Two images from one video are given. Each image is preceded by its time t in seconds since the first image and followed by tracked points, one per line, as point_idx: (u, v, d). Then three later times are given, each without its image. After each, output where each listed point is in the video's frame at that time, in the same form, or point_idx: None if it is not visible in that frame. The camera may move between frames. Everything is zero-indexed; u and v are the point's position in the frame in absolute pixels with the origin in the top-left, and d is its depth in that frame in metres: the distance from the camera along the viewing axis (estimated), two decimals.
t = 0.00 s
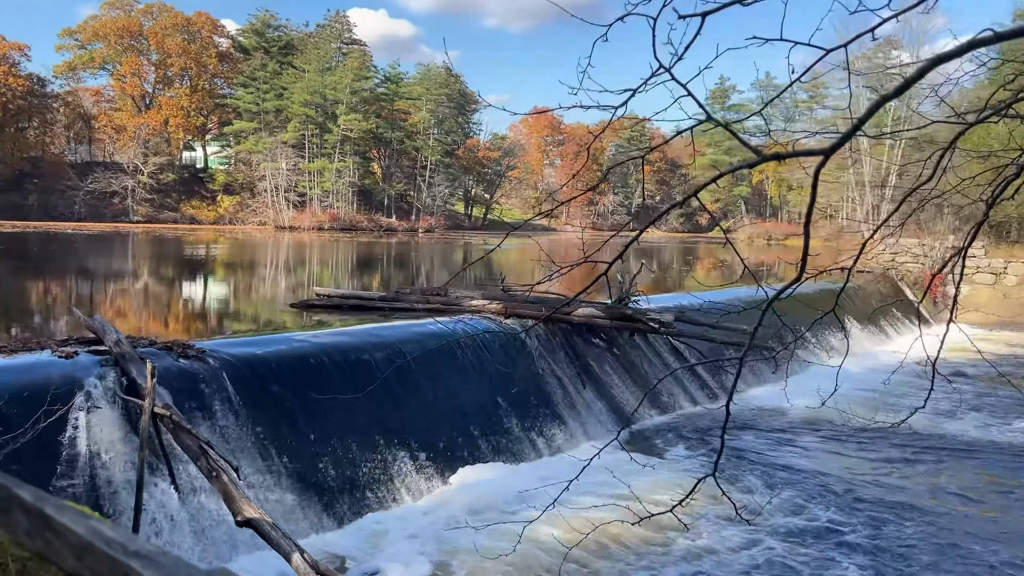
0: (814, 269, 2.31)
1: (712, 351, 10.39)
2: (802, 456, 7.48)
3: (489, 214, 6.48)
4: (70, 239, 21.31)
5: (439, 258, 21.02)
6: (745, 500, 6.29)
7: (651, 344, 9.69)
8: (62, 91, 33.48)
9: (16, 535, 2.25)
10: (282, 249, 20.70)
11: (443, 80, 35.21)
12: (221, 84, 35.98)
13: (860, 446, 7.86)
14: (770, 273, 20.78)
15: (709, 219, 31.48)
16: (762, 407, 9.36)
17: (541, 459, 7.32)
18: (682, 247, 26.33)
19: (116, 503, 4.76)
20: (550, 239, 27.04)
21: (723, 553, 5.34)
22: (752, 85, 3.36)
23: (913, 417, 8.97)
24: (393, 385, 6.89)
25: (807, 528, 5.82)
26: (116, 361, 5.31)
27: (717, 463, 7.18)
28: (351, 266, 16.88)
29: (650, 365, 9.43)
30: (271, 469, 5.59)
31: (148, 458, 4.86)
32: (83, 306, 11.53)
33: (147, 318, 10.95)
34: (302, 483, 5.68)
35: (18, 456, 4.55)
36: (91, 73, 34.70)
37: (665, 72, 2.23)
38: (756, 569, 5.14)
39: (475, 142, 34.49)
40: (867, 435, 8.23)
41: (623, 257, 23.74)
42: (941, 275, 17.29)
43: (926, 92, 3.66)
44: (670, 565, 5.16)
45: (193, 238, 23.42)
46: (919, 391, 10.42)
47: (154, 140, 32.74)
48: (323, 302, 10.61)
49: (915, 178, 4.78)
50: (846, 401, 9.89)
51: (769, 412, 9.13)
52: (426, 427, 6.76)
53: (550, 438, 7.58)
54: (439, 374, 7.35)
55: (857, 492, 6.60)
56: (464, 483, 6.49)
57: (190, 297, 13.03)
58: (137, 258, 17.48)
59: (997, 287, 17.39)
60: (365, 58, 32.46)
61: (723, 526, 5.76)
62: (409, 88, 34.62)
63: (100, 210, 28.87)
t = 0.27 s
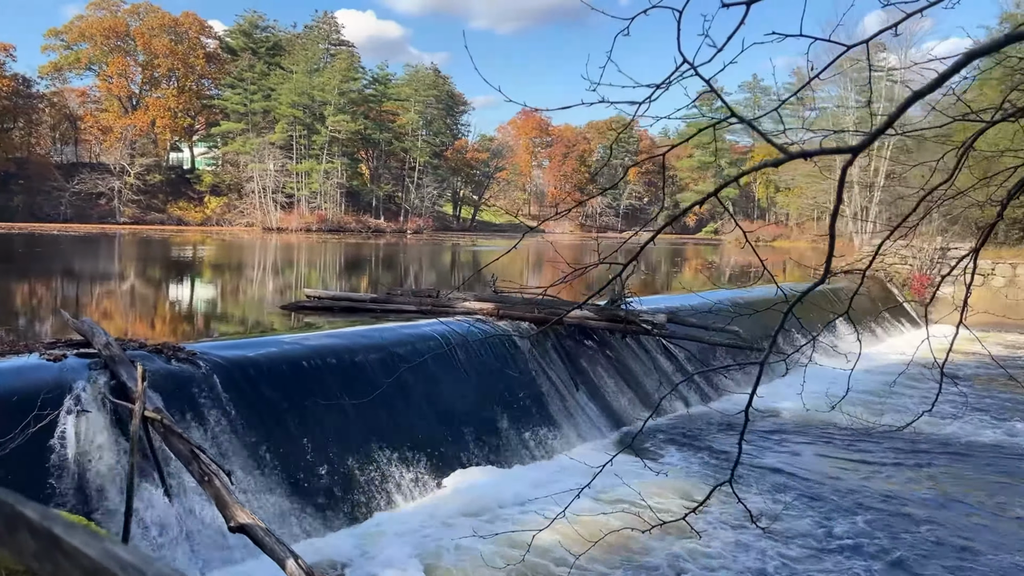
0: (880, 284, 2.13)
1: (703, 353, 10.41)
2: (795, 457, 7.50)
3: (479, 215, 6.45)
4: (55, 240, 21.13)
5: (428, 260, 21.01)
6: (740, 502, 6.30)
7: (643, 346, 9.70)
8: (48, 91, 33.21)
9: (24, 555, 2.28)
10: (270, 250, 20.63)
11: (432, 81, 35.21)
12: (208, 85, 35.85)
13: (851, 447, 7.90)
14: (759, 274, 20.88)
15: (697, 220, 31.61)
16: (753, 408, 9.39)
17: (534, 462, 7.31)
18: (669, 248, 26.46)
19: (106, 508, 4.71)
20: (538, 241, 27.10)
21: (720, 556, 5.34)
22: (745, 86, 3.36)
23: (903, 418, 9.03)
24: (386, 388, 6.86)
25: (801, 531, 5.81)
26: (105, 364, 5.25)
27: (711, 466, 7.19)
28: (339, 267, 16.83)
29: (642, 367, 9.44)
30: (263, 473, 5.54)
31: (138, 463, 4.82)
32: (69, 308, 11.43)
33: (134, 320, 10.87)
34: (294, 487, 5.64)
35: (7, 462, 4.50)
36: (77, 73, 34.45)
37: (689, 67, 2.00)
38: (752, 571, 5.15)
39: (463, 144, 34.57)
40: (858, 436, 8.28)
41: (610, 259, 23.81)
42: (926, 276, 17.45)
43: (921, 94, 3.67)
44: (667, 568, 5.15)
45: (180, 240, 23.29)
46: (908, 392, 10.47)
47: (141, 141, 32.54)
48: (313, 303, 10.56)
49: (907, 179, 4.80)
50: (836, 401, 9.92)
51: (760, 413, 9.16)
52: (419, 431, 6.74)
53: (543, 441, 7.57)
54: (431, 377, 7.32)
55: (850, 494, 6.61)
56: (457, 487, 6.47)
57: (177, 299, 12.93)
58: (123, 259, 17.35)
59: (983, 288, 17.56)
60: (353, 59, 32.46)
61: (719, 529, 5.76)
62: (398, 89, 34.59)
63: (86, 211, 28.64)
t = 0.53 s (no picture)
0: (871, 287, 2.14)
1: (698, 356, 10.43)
2: (791, 461, 7.51)
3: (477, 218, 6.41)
4: (44, 241, 21.01)
5: (418, 261, 21.02)
6: (738, 508, 6.30)
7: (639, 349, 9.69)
8: (37, 92, 33.05)
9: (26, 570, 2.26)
10: (261, 252, 20.60)
11: (423, 83, 35.22)
12: (198, 86, 35.78)
13: (847, 451, 7.91)
14: (751, 276, 20.97)
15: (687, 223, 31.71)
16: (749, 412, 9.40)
17: (529, 467, 7.29)
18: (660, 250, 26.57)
19: (99, 517, 4.66)
20: (529, 244, 27.17)
21: (719, 562, 5.33)
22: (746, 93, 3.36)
23: (897, 421, 9.06)
24: (381, 393, 6.83)
25: (801, 535, 5.80)
26: (97, 371, 5.20)
27: (707, 470, 7.19)
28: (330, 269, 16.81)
29: (637, 371, 9.44)
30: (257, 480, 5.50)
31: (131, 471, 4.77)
32: (58, 310, 11.36)
33: (124, 322, 10.81)
34: (288, 494, 5.60)
35: None
36: (66, 74, 34.30)
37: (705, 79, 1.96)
38: None
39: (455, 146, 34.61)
40: (854, 440, 8.30)
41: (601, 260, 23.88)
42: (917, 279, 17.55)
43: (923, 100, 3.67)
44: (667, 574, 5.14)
45: (171, 241, 23.22)
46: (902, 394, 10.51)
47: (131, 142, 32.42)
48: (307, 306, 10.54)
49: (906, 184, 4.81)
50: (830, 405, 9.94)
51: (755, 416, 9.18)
52: (414, 436, 6.71)
53: (539, 446, 7.56)
54: (427, 381, 7.29)
55: (849, 498, 6.62)
56: (453, 494, 6.45)
57: (167, 301, 12.88)
58: (113, 261, 17.28)
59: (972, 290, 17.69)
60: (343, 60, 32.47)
61: (717, 534, 5.76)
62: (389, 91, 34.58)
63: (75, 213, 28.47)
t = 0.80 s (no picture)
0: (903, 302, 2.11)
1: (694, 359, 10.43)
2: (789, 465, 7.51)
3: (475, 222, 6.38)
4: (34, 244, 20.88)
5: (410, 264, 21.00)
6: (738, 513, 6.29)
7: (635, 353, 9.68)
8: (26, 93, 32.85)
9: None
10: (253, 254, 20.52)
11: (415, 85, 35.23)
12: (190, 88, 35.72)
13: (845, 455, 7.91)
14: (744, 278, 21.03)
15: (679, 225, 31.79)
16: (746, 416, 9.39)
17: (526, 472, 7.27)
18: (653, 252, 26.63)
19: (92, 526, 4.61)
20: (522, 246, 27.19)
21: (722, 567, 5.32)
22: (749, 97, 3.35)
23: (894, 424, 9.08)
24: (377, 399, 6.80)
25: (801, 539, 5.79)
26: (90, 376, 5.15)
27: (706, 475, 7.18)
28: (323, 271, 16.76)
29: (634, 374, 9.43)
30: (253, 488, 5.46)
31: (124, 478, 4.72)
32: (48, 312, 11.27)
33: (115, 324, 10.73)
34: (284, 502, 5.56)
35: None
36: (56, 75, 34.11)
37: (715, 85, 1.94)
38: None
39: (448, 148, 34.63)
40: (851, 444, 8.31)
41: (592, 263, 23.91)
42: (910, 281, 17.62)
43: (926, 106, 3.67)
44: None
45: (162, 244, 23.11)
46: (897, 398, 10.54)
47: (122, 144, 32.27)
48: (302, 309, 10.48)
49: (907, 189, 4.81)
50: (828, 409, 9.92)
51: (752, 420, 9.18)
52: (411, 442, 6.68)
53: (535, 451, 7.54)
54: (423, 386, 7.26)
55: (847, 502, 6.61)
56: (450, 501, 6.43)
57: (158, 304, 12.80)
58: (102, 263, 17.17)
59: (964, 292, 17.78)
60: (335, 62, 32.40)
61: (719, 540, 5.74)
62: (381, 93, 34.55)
63: (66, 215, 28.32)
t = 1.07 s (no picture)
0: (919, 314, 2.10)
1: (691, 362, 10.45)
2: (790, 468, 7.52)
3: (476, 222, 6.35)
4: (25, 247, 20.75)
5: (403, 266, 20.96)
6: (739, 515, 6.29)
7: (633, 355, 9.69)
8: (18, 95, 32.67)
9: None
10: (246, 257, 20.45)
11: (409, 87, 35.19)
12: (182, 90, 35.56)
13: (844, 458, 7.91)
14: (738, 280, 21.07)
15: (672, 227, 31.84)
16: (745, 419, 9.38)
17: (525, 475, 7.27)
18: (647, 255, 26.66)
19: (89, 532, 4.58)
20: (516, 249, 27.17)
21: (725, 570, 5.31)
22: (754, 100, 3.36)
23: (893, 426, 9.09)
24: (375, 403, 6.78)
25: (799, 540, 5.79)
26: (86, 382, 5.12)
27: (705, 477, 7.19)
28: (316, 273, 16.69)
29: (632, 377, 9.43)
30: (252, 493, 5.44)
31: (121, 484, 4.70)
32: (39, 315, 11.20)
33: (108, 328, 10.66)
34: (284, 507, 5.55)
35: None
36: (47, 77, 33.93)
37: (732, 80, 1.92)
38: None
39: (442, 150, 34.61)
40: (851, 446, 8.32)
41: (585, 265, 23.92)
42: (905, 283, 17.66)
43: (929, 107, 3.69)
44: None
45: (154, 247, 23.00)
46: (892, 399, 10.57)
47: (114, 146, 32.13)
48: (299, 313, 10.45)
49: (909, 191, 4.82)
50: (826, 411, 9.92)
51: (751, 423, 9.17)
52: (409, 445, 6.66)
53: (534, 454, 7.54)
54: (421, 390, 7.25)
55: (847, 503, 6.62)
56: (449, 506, 6.42)
57: (151, 307, 12.73)
58: (94, 266, 17.06)
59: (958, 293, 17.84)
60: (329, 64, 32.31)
61: (721, 542, 5.73)
62: (375, 95, 34.47)
63: (57, 217, 28.18)
